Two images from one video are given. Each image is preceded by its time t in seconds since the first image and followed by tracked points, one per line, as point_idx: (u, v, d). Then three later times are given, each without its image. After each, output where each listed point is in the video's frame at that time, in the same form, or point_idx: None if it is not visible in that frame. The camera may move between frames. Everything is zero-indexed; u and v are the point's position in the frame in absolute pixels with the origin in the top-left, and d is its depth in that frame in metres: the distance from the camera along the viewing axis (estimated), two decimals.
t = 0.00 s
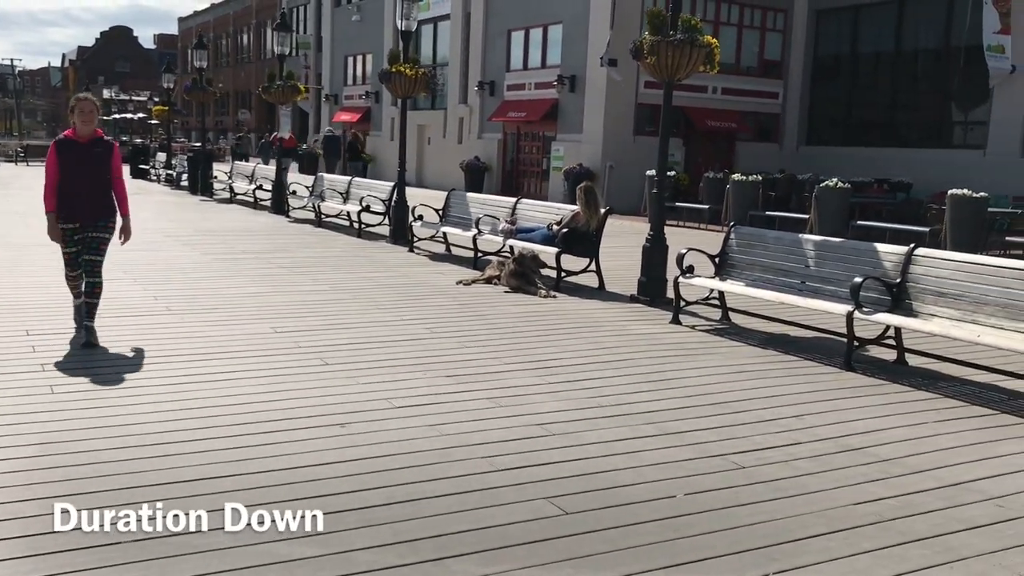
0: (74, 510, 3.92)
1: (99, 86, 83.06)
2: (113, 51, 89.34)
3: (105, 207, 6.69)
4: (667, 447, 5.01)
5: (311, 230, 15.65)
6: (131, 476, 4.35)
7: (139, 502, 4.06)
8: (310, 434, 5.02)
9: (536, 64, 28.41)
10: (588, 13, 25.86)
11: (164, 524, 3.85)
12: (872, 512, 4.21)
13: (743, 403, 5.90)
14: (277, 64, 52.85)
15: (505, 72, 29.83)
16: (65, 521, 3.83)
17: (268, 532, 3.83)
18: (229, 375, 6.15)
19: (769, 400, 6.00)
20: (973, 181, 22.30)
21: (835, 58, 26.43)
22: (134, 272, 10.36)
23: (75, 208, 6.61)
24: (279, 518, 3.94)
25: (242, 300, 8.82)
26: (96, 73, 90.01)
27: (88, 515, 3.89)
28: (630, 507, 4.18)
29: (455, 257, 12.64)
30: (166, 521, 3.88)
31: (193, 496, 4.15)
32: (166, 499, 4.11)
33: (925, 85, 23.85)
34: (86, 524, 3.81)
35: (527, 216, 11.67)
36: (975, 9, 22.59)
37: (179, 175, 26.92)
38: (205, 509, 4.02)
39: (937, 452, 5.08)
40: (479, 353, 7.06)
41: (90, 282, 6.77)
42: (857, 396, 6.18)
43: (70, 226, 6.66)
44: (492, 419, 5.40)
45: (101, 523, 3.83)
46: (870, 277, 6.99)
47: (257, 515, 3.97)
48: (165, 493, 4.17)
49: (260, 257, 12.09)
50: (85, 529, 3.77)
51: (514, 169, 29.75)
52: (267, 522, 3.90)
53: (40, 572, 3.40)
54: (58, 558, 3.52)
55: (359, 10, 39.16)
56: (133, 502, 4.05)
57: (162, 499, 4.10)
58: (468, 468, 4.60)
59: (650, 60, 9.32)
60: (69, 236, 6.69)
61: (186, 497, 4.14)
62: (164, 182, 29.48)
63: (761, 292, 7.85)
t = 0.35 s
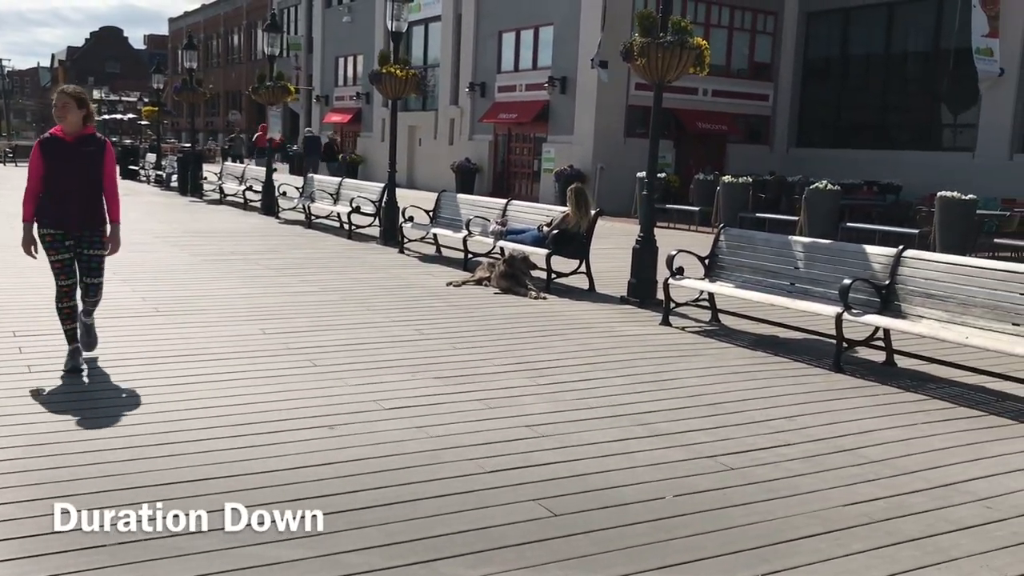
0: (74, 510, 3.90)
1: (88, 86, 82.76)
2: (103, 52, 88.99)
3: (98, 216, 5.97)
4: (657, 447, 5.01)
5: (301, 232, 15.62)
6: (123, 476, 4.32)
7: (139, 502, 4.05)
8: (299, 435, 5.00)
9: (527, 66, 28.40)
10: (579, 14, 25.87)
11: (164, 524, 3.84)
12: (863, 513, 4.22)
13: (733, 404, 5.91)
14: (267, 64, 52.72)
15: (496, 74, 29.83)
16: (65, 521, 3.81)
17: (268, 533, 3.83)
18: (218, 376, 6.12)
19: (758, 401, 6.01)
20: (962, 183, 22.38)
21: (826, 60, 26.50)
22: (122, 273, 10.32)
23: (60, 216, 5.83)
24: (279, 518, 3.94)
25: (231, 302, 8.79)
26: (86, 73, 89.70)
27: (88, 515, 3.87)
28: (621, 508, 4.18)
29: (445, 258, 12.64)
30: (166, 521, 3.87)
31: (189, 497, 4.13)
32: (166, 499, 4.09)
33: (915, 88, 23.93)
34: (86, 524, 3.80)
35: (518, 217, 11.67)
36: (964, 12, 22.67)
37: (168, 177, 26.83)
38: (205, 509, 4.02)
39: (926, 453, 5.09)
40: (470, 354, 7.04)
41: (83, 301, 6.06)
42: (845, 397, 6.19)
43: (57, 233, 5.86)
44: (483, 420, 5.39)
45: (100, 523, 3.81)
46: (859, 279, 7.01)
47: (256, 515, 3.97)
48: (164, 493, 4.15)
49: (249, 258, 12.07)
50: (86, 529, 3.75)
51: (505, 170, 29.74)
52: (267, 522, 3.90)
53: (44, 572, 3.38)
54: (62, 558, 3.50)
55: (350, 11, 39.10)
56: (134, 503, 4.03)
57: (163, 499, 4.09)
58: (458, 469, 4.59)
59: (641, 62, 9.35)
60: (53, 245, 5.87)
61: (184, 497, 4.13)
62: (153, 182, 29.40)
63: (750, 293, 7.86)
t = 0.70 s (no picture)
0: (72, 509, 3.87)
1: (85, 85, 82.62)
2: (100, 50, 88.83)
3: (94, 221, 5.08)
4: (654, 451, 5.00)
5: (297, 232, 15.59)
6: (118, 477, 4.29)
7: (138, 502, 4.02)
8: (296, 436, 4.98)
9: (525, 67, 28.39)
10: (577, 15, 25.86)
11: (163, 524, 3.82)
12: (861, 517, 4.20)
13: (730, 408, 5.89)
14: (265, 64, 52.65)
15: (494, 75, 29.81)
16: (63, 520, 3.79)
17: (268, 533, 3.80)
18: (213, 377, 6.09)
19: (756, 404, 6.00)
20: (959, 188, 22.38)
21: (824, 64, 26.52)
22: (117, 272, 10.28)
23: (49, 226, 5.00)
24: (279, 518, 3.92)
25: (226, 302, 8.76)
26: (84, 71, 89.61)
27: (87, 515, 3.84)
28: (619, 511, 4.16)
29: (442, 259, 12.61)
30: (166, 521, 3.84)
31: (186, 496, 4.12)
32: (165, 499, 4.07)
33: (912, 92, 23.95)
34: (84, 523, 3.77)
35: (516, 219, 11.65)
36: (962, 16, 22.70)
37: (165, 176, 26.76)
38: (205, 509, 3.99)
39: (924, 458, 5.08)
40: (467, 355, 7.02)
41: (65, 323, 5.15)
42: (842, 401, 6.18)
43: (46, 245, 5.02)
44: (479, 422, 5.37)
45: (99, 523, 3.79)
46: (857, 283, 6.99)
47: (256, 515, 3.95)
48: (162, 494, 4.13)
49: (245, 258, 12.03)
50: (83, 529, 3.72)
51: (502, 171, 29.72)
52: (267, 522, 3.88)
53: (40, 573, 3.35)
54: (56, 559, 3.47)
55: (348, 12, 39.06)
56: (131, 503, 4.00)
57: (161, 499, 4.07)
58: (456, 471, 4.57)
59: (640, 64, 9.35)
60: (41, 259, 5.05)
61: (183, 497, 4.11)
62: (149, 181, 29.33)
63: (748, 297, 7.85)
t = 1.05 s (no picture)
0: (70, 509, 3.87)
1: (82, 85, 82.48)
2: (98, 50, 88.67)
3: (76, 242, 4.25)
4: (651, 452, 5.00)
5: (294, 232, 15.57)
6: (115, 476, 4.28)
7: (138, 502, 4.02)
8: (292, 436, 4.98)
9: (523, 69, 28.39)
10: (575, 17, 25.87)
11: (162, 524, 3.81)
12: (857, 519, 4.21)
13: (726, 409, 5.89)
14: (263, 64, 52.59)
15: (492, 76, 29.79)
16: (61, 520, 3.78)
17: (267, 533, 3.80)
18: (208, 377, 6.08)
19: (752, 406, 6.00)
20: (956, 191, 22.40)
21: (821, 66, 26.54)
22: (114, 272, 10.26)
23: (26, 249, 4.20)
24: (278, 518, 3.92)
25: (223, 302, 8.75)
26: (81, 71, 89.50)
27: (85, 515, 3.84)
28: (615, 512, 4.16)
29: (439, 260, 12.61)
30: (165, 521, 3.83)
31: (183, 495, 4.12)
32: (163, 499, 4.06)
33: (909, 95, 23.98)
34: (82, 523, 3.76)
35: (513, 220, 11.66)
36: (959, 20, 22.73)
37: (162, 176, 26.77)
38: (204, 509, 3.99)
39: (919, 460, 5.08)
40: (463, 356, 7.02)
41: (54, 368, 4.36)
42: (838, 403, 6.19)
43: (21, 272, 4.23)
44: (475, 423, 5.37)
45: (97, 523, 3.78)
46: (854, 285, 7.00)
47: (255, 515, 3.94)
48: (160, 493, 4.12)
49: (242, 258, 12.01)
50: (82, 529, 3.71)
51: (500, 172, 29.71)
52: (266, 522, 3.88)
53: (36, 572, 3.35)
54: (52, 558, 3.47)
55: (346, 12, 39.03)
56: (130, 502, 4.00)
57: (159, 499, 4.06)
58: (452, 472, 4.56)
59: (638, 66, 9.37)
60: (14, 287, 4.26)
61: (181, 497, 4.10)
62: (147, 181, 29.28)
63: (744, 299, 7.85)
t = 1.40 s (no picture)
0: (70, 509, 3.88)
1: (86, 85, 82.62)
2: (101, 50, 88.75)
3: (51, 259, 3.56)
4: (653, 453, 5.00)
5: (297, 232, 15.60)
6: (114, 476, 4.30)
7: (138, 502, 4.03)
8: (293, 436, 4.98)
9: (526, 69, 28.41)
10: (578, 17, 25.88)
11: (159, 523, 3.82)
12: (858, 520, 4.21)
13: (729, 410, 5.89)
14: (266, 63, 52.64)
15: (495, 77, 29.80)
16: (60, 518, 3.80)
17: (266, 532, 3.81)
18: (210, 377, 6.09)
19: (755, 407, 6.00)
20: (959, 191, 22.38)
21: (825, 67, 26.51)
22: (116, 272, 10.28)
23: None
24: (277, 518, 3.93)
25: (226, 301, 8.77)
26: (84, 71, 89.53)
27: (86, 515, 3.85)
28: (615, 513, 4.16)
29: (442, 261, 12.62)
30: (165, 521, 3.84)
31: (183, 496, 4.12)
32: (163, 499, 4.07)
33: (912, 96, 23.97)
34: (79, 523, 3.77)
35: (515, 220, 11.66)
36: (962, 20, 22.70)
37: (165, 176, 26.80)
38: (204, 509, 4.00)
39: (922, 461, 5.08)
40: (466, 356, 7.03)
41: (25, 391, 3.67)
42: (841, 404, 6.19)
43: None
44: (476, 424, 5.37)
45: (94, 522, 3.79)
46: (856, 286, 7.00)
47: (254, 514, 3.96)
48: (159, 493, 4.13)
49: (245, 258, 12.03)
50: (82, 529, 3.72)
51: (503, 173, 29.71)
52: (264, 521, 3.89)
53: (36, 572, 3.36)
54: (53, 559, 3.47)
55: (350, 12, 39.06)
56: (130, 502, 4.01)
57: (158, 498, 4.07)
58: (453, 472, 4.57)
59: (641, 66, 9.38)
60: None
61: (181, 497, 4.11)
62: (150, 181, 29.31)
63: (747, 299, 7.85)
